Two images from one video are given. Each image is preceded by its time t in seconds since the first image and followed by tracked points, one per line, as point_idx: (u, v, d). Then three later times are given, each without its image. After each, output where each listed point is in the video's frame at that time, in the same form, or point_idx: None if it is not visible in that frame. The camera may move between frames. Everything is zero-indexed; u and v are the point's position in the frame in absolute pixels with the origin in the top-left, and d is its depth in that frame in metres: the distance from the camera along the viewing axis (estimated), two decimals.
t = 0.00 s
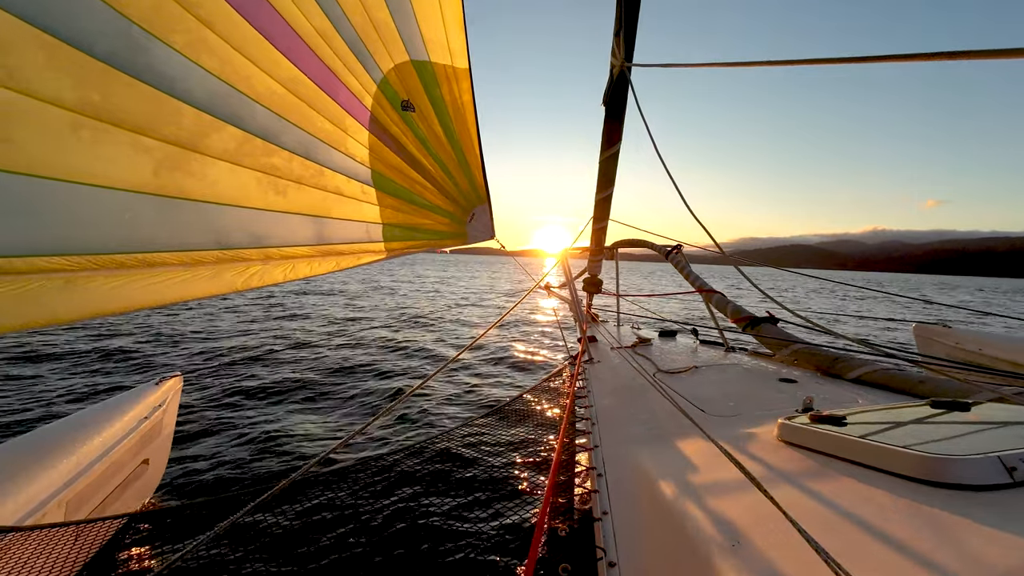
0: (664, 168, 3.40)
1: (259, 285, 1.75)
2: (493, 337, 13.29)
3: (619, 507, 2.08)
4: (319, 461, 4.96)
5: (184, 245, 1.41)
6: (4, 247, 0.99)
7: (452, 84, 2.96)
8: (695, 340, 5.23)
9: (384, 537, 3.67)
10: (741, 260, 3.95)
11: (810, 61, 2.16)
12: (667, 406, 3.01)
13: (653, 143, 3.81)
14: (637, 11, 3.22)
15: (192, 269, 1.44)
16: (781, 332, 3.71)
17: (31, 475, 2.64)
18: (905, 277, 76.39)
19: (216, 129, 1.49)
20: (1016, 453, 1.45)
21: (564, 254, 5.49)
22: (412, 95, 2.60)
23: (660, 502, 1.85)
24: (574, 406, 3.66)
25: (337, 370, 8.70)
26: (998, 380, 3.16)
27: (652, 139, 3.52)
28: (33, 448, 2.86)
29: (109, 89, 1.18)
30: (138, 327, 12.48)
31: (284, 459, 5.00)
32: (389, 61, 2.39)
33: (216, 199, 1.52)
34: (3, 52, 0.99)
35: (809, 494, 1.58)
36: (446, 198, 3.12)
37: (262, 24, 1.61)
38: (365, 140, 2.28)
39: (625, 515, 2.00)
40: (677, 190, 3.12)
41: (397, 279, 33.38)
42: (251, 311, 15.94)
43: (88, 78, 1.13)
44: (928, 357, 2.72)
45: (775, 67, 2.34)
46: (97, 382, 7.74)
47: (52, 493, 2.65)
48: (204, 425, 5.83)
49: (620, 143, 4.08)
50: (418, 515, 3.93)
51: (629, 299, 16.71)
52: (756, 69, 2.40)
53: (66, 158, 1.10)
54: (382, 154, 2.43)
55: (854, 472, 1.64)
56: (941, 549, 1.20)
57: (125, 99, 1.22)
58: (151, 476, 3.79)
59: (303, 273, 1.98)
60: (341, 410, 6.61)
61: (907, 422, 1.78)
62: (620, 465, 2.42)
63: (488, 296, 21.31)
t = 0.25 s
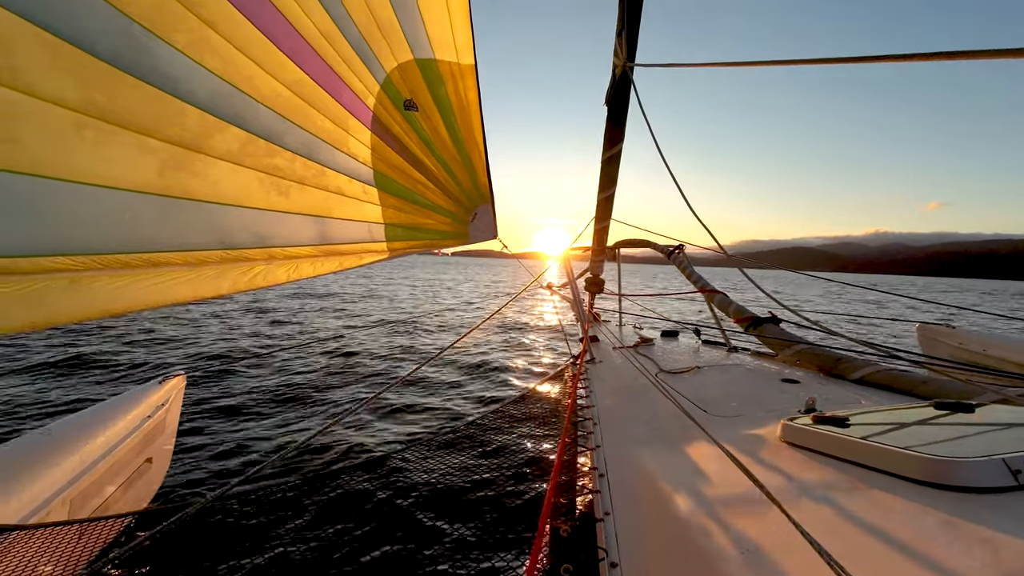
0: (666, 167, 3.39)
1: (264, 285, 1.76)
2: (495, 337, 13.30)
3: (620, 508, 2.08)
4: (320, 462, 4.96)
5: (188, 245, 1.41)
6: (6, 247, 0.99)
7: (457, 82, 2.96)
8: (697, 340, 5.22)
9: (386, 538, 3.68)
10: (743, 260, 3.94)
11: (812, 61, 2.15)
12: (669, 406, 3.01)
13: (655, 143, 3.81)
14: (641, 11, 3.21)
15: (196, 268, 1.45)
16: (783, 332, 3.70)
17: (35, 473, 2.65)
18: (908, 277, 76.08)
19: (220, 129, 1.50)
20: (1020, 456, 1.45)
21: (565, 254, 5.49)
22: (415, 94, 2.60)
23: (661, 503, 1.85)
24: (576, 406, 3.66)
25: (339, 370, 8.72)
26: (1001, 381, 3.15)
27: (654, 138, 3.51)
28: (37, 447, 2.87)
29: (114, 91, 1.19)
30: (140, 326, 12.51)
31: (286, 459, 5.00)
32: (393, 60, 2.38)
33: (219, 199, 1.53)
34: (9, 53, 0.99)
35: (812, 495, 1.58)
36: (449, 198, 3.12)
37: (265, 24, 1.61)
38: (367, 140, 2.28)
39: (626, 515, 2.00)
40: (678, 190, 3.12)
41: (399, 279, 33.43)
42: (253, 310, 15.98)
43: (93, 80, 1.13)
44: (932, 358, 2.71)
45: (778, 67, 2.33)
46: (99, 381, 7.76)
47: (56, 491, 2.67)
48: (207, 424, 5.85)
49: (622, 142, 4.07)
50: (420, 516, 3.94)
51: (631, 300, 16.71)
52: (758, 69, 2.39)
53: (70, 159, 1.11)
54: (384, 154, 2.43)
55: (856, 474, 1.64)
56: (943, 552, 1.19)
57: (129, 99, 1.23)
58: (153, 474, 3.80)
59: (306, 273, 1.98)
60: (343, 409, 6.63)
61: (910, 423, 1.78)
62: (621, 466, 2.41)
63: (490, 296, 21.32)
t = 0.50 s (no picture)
0: (668, 168, 3.38)
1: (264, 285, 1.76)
2: (496, 337, 13.30)
3: (622, 508, 2.08)
4: (321, 462, 4.96)
5: (189, 244, 1.41)
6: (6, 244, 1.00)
7: (461, 82, 2.96)
8: (699, 340, 5.20)
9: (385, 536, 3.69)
10: (746, 261, 3.92)
11: (816, 61, 2.14)
12: (671, 407, 3.00)
13: (658, 143, 3.79)
14: (643, 11, 3.20)
15: (197, 267, 1.45)
16: (785, 334, 3.68)
17: (37, 473, 2.66)
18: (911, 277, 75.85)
19: (223, 128, 1.50)
20: None
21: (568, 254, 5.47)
22: (419, 94, 2.60)
23: (662, 503, 1.84)
24: (578, 406, 3.65)
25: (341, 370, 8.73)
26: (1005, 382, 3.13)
27: (656, 138, 3.49)
28: (39, 446, 2.88)
29: (118, 89, 1.19)
30: (142, 326, 12.53)
31: (287, 459, 5.00)
32: (396, 60, 2.38)
33: (222, 198, 1.53)
34: (13, 50, 0.99)
35: (815, 497, 1.57)
36: (451, 198, 3.12)
37: (269, 24, 1.61)
38: (370, 140, 2.28)
39: (628, 516, 1.99)
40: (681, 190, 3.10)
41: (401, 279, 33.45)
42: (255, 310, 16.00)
43: (97, 78, 1.14)
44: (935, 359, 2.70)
45: (781, 66, 2.32)
46: (100, 381, 7.77)
47: (57, 490, 2.67)
48: (209, 424, 5.86)
49: (624, 143, 4.06)
50: (421, 516, 3.93)
51: (632, 300, 16.70)
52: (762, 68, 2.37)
53: (74, 156, 1.11)
54: (387, 154, 2.43)
55: (859, 475, 1.63)
56: (947, 555, 1.19)
57: (133, 97, 1.23)
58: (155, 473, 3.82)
59: (307, 273, 1.98)
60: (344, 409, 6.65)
61: (913, 425, 1.77)
62: (623, 467, 2.40)
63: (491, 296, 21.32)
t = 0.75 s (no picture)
0: (671, 167, 3.37)
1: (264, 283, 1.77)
2: (497, 337, 13.29)
3: (624, 510, 2.07)
4: (322, 461, 4.96)
5: (188, 242, 1.42)
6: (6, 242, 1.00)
7: (465, 82, 2.96)
8: (700, 341, 5.20)
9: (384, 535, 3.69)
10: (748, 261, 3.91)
11: (820, 61, 2.13)
12: (672, 408, 3.00)
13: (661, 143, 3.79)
14: (645, 12, 3.20)
15: (196, 266, 1.46)
16: (787, 335, 3.67)
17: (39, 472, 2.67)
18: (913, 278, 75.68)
19: (225, 125, 1.50)
20: None
21: (569, 253, 5.47)
22: (422, 94, 2.60)
23: (663, 503, 1.84)
24: (579, 407, 3.64)
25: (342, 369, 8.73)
26: (1008, 384, 3.12)
27: (659, 138, 3.49)
28: (41, 446, 2.89)
29: (118, 83, 1.19)
30: (143, 325, 12.54)
31: (287, 457, 5.00)
32: (400, 59, 2.38)
33: (222, 195, 1.53)
34: (13, 45, 0.99)
35: (815, 497, 1.57)
36: (453, 199, 3.13)
37: (273, 22, 1.62)
38: (373, 140, 2.28)
39: (630, 518, 1.99)
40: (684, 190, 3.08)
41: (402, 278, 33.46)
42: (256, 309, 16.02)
43: (97, 73, 1.14)
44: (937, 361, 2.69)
45: (785, 65, 2.31)
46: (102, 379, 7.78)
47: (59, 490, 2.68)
48: (210, 421, 5.86)
49: (627, 143, 4.06)
50: (422, 516, 3.93)
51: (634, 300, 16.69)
52: (766, 68, 2.37)
53: (73, 150, 1.12)
54: (389, 154, 2.43)
55: (860, 476, 1.63)
56: (951, 556, 1.18)
57: (132, 91, 1.23)
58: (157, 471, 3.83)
59: (308, 272, 1.99)
60: (345, 408, 6.66)
61: (914, 427, 1.77)
62: (625, 468, 2.40)
63: (493, 296, 21.31)
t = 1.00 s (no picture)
0: (671, 168, 3.37)
1: (267, 281, 1.77)
2: (497, 338, 13.29)
3: (626, 510, 2.07)
4: (321, 462, 4.94)
5: (189, 240, 1.42)
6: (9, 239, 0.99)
7: (467, 81, 2.97)
8: (701, 342, 5.19)
9: (386, 535, 3.68)
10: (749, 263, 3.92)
11: (819, 62, 2.14)
12: (674, 408, 3.00)
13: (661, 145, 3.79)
14: (646, 12, 3.21)
15: (197, 264, 1.46)
16: (788, 336, 3.67)
17: (40, 471, 2.66)
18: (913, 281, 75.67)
19: (227, 123, 1.51)
20: None
21: (569, 255, 5.47)
22: (424, 92, 2.61)
23: (666, 502, 1.84)
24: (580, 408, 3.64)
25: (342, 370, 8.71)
26: (1009, 386, 3.12)
27: (660, 139, 3.49)
28: (42, 445, 2.88)
29: (118, 80, 1.19)
30: (143, 326, 12.53)
31: (287, 458, 4.98)
32: (403, 57, 2.39)
33: (225, 193, 1.53)
34: (15, 40, 0.99)
35: (818, 496, 1.57)
36: (456, 198, 3.13)
37: (276, 19, 1.62)
38: (375, 138, 2.28)
39: (632, 518, 1.99)
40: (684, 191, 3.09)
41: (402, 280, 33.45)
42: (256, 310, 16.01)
43: (98, 69, 1.14)
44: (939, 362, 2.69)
45: (785, 66, 2.32)
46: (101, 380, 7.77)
47: (60, 489, 2.68)
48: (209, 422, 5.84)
49: (627, 144, 4.06)
50: (422, 517, 3.92)
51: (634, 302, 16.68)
52: (766, 69, 2.37)
53: (74, 147, 1.11)
54: (392, 153, 2.43)
55: (863, 476, 1.63)
56: (955, 555, 1.18)
57: (134, 88, 1.23)
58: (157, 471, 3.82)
59: (311, 270, 1.99)
60: (345, 409, 6.65)
61: (917, 427, 1.77)
62: (626, 468, 2.40)
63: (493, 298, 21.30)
